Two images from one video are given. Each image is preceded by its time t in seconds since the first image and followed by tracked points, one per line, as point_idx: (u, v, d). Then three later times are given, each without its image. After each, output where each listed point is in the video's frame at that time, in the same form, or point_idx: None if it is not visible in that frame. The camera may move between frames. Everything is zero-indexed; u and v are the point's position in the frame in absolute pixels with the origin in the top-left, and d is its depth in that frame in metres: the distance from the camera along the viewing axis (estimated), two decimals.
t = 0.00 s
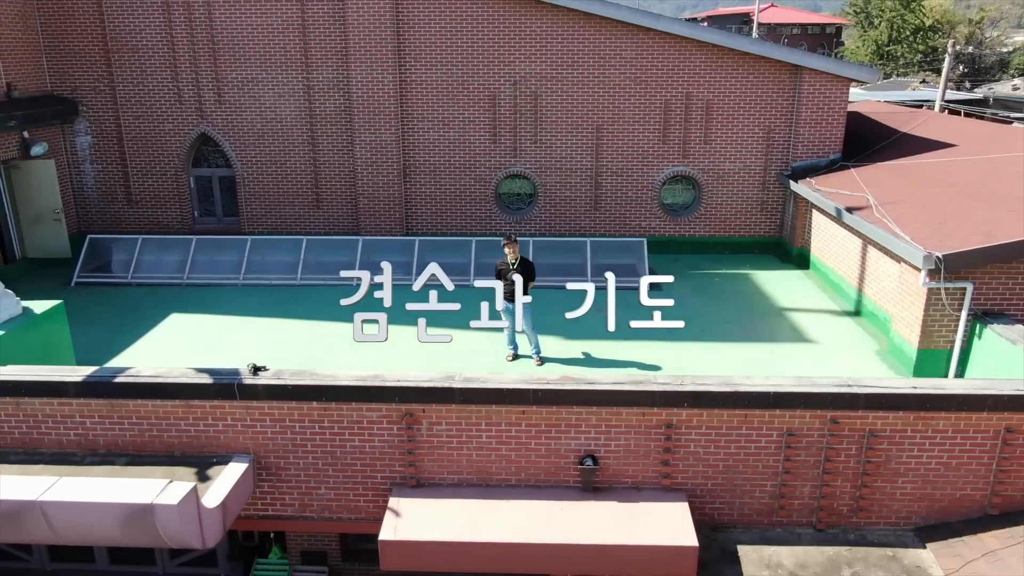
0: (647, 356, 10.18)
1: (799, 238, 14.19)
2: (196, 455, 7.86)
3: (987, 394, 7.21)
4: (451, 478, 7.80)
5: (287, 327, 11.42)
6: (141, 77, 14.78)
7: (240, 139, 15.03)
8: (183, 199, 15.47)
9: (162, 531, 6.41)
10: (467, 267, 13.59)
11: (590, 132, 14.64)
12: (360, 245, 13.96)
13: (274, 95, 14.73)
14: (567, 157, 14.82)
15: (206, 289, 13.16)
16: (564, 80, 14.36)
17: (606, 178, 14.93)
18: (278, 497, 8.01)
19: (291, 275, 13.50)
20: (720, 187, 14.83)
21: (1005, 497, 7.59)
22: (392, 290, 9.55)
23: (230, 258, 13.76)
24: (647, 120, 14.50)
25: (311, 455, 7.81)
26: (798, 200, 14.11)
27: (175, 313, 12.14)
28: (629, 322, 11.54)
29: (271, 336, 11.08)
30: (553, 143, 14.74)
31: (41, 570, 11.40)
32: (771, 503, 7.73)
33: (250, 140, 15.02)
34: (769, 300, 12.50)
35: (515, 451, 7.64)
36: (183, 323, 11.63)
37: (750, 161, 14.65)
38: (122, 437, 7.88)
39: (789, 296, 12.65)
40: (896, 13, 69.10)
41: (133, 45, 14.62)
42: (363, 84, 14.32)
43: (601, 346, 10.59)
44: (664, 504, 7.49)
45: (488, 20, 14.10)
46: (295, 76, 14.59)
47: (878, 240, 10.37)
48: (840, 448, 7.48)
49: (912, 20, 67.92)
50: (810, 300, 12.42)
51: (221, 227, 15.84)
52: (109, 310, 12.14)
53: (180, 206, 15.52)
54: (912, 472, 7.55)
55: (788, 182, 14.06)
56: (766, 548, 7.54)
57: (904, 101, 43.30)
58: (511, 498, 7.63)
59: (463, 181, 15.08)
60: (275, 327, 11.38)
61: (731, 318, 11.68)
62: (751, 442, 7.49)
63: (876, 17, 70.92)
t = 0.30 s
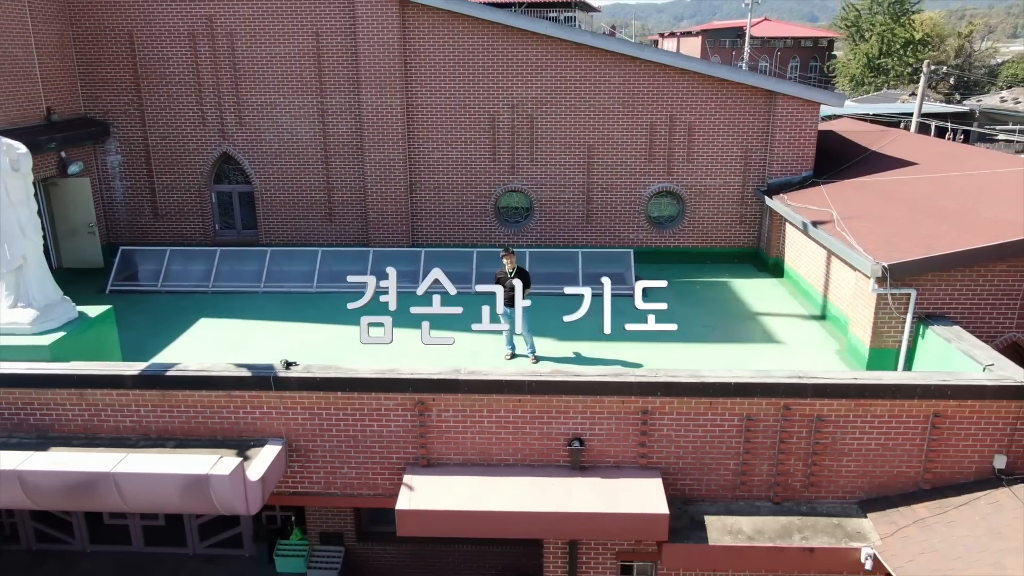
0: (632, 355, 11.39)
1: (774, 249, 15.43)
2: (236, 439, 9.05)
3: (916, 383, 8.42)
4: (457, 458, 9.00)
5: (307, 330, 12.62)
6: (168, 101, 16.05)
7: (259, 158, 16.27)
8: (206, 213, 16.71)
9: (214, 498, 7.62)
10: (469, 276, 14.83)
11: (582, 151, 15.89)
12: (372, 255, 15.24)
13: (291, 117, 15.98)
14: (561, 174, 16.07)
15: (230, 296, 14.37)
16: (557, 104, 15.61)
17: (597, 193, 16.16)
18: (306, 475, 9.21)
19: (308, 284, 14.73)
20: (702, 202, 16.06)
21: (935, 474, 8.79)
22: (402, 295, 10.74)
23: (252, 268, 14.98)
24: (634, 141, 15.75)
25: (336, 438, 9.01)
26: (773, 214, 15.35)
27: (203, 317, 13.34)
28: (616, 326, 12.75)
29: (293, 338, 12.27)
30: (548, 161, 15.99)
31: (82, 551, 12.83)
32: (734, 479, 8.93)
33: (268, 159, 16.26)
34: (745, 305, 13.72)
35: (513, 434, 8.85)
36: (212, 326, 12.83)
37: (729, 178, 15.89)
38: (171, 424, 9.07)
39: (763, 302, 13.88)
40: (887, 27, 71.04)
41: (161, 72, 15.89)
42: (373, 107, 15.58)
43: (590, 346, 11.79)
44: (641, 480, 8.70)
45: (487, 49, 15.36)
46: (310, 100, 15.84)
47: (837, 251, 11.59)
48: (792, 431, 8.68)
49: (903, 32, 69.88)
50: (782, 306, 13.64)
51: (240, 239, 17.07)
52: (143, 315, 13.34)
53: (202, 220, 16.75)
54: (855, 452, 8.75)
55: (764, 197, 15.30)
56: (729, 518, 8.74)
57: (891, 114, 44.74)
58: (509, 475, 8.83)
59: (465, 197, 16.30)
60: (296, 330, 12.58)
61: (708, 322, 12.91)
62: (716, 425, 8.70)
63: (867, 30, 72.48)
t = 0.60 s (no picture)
0: (621, 355, 12.71)
1: (754, 259, 16.76)
2: (272, 426, 10.36)
3: (862, 376, 9.74)
4: (465, 443, 10.32)
5: (328, 332, 13.93)
6: (195, 123, 17.42)
7: (279, 175, 17.63)
8: (230, 226, 18.06)
9: (260, 474, 8.94)
10: (472, 285, 16.22)
11: (577, 169, 17.24)
12: (384, 265, 16.64)
13: (309, 138, 17.35)
14: (558, 191, 17.43)
15: (255, 303, 15.71)
16: (554, 126, 16.98)
17: (591, 208, 17.50)
18: (333, 458, 10.53)
19: (326, 291, 16.08)
20: (689, 216, 17.40)
21: (881, 456, 10.11)
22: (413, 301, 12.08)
23: (274, 277, 16.32)
24: (625, 160, 17.11)
25: (360, 425, 10.33)
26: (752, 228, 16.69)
27: (232, 321, 14.66)
28: (607, 329, 14.07)
29: (316, 339, 13.60)
30: (545, 179, 17.36)
31: (122, 534, 14.14)
32: (707, 460, 10.24)
33: (288, 176, 17.62)
34: (725, 311, 15.06)
35: (514, 422, 10.16)
36: (241, 329, 14.15)
37: (713, 194, 17.24)
38: (215, 413, 10.37)
39: (742, 308, 15.21)
40: (879, 41, 72.62)
41: (189, 97, 17.26)
42: (385, 129, 16.96)
43: (583, 347, 13.11)
44: (625, 461, 10.01)
45: (489, 76, 16.72)
46: (327, 122, 17.21)
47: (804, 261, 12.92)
48: (757, 418, 10.00)
49: (894, 45, 71.71)
50: (759, 311, 14.98)
51: (261, 250, 18.39)
52: (177, 320, 14.66)
53: (226, 232, 18.09)
54: (812, 437, 10.06)
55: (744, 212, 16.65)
56: (702, 494, 10.05)
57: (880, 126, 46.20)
58: (511, 457, 10.14)
59: (469, 211, 17.65)
60: (318, 333, 13.90)
61: (691, 326, 14.25)
62: (691, 413, 10.02)
63: (860, 43, 74.08)
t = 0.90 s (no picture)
0: (613, 356, 14.13)
1: (736, 269, 18.17)
2: (302, 418, 11.75)
3: (820, 373, 11.14)
4: (473, 432, 11.73)
5: (346, 335, 15.34)
6: (221, 144, 18.86)
7: (297, 191, 19.07)
8: (251, 239, 19.49)
9: (296, 456, 10.35)
10: (475, 292, 17.79)
11: (573, 186, 18.68)
12: (395, 275, 18.18)
13: (326, 158, 18.79)
14: (556, 206, 18.87)
15: (277, 310, 17.10)
16: (551, 147, 18.43)
17: (586, 222, 18.92)
18: (356, 446, 11.93)
19: (342, 299, 17.51)
20: (676, 229, 18.82)
21: (839, 443, 11.51)
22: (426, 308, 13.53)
23: (294, 286, 17.74)
24: (618, 178, 18.56)
25: (380, 417, 11.72)
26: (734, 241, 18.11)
27: (258, 325, 16.06)
28: (599, 334, 15.48)
29: (336, 342, 15.00)
30: (544, 195, 18.80)
31: (158, 521, 15.53)
32: (686, 447, 11.64)
33: (305, 192, 19.06)
34: (708, 316, 16.47)
35: (516, 413, 11.57)
36: (268, 333, 15.55)
37: (699, 209, 18.66)
38: (252, 406, 11.77)
39: (724, 314, 16.63)
40: (871, 55, 73.08)
41: (215, 120, 18.72)
42: (396, 150, 18.43)
43: (578, 349, 14.52)
44: (613, 447, 11.41)
45: (492, 101, 18.18)
46: (342, 143, 18.65)
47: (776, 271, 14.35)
48: (729, 410, 11.40)
49: (885, 60, 73.09)
50: (738, 317, 16.40)
51: (280, 260, 19.79)
52: (209, 324, 16.07)
53: (248, 244, 19.50)
54: (777, 426, 11.45)
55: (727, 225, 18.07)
56: (681, 477, 11.43)
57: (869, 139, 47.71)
58: (513, 445, 11.54)
59: (474, 225, 19.08)
60: (337, 335, 15.30)
61: (675, 331, 15.66)
62: (670, 405, 11.42)
63: (852, 56, 74.76)
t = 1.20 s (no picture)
0: (604, 358, 15.63)
1: (720, 279, 19.67)
2: (327, 412, 13.24)
3: (785, 371, 12.64)
4: (479, 424, 13.22)
5: (362, 339, 16.83)
6: (243, 163, 20.39)
7: (314, 207, 20.59)
8: (270, 251, 20.99)
9: (326, 444, 11.87)
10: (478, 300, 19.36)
11: (569, 203, 20.20)
12: (405, 285, 19.69)
13: (340, 176, 20.32)
14: (553, 221, 20.38)
15: (296, 317, 18.59)
16: (549, 166, 19.97)
17: (581, 235, 20.43)
18: (375, 437, 13.41)
19: (356, 307, 19.00)
20: (664, 242, 20.34)
21: (803, 434, 13.00)
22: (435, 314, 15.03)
23: (312, 295, 19.24)
24: (610, 195, 20.08)
25: (397, 411, 13.21)
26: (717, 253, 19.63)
27: (281, 330, 17.54)
28: (593, 338, 16.97)
29: (353, 345, 16.48)
30: (542, 210, 20.33)
31: (189, 510, 16.99)
32: (668, 438, 13.12)
33: (321, 208, 20.58)
34: (692, 323, 17.97)
35: (517, 408, 13.06)
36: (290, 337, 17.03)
37: (685, 224, 20.18)
38: (283, 402, 13.24)
39: (707, 320, 18.13)
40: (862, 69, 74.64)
41: (238, 141, 20.25)
42: (406, 169, 19.97)
43: (573, 352, 16.02)
44: (604, 438, 12.89)
45: (494, 124, 19.72)
46: (355, 163, 20.18)
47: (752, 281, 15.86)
48: (705, 404, 12.89)
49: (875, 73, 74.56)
50: (720, 323, 17.89)
51: (296, 271, 21.28)
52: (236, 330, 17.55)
53: (267, 256, 21.00)
54: (748, 419, 12.94)
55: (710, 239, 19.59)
56: (663, 464, 12.92)
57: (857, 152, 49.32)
58: (514, 436, 13.02)
59: (477, 238, 20.59)
60: (354, 339, 16.79)
61: (662, 336, 17.16)
62: (654, 400, 12.91)
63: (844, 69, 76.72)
